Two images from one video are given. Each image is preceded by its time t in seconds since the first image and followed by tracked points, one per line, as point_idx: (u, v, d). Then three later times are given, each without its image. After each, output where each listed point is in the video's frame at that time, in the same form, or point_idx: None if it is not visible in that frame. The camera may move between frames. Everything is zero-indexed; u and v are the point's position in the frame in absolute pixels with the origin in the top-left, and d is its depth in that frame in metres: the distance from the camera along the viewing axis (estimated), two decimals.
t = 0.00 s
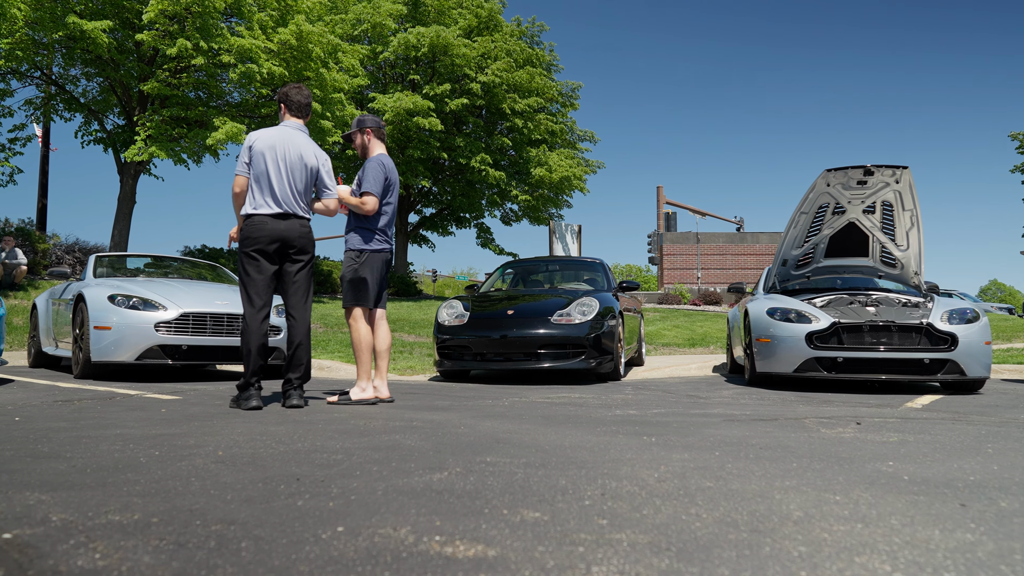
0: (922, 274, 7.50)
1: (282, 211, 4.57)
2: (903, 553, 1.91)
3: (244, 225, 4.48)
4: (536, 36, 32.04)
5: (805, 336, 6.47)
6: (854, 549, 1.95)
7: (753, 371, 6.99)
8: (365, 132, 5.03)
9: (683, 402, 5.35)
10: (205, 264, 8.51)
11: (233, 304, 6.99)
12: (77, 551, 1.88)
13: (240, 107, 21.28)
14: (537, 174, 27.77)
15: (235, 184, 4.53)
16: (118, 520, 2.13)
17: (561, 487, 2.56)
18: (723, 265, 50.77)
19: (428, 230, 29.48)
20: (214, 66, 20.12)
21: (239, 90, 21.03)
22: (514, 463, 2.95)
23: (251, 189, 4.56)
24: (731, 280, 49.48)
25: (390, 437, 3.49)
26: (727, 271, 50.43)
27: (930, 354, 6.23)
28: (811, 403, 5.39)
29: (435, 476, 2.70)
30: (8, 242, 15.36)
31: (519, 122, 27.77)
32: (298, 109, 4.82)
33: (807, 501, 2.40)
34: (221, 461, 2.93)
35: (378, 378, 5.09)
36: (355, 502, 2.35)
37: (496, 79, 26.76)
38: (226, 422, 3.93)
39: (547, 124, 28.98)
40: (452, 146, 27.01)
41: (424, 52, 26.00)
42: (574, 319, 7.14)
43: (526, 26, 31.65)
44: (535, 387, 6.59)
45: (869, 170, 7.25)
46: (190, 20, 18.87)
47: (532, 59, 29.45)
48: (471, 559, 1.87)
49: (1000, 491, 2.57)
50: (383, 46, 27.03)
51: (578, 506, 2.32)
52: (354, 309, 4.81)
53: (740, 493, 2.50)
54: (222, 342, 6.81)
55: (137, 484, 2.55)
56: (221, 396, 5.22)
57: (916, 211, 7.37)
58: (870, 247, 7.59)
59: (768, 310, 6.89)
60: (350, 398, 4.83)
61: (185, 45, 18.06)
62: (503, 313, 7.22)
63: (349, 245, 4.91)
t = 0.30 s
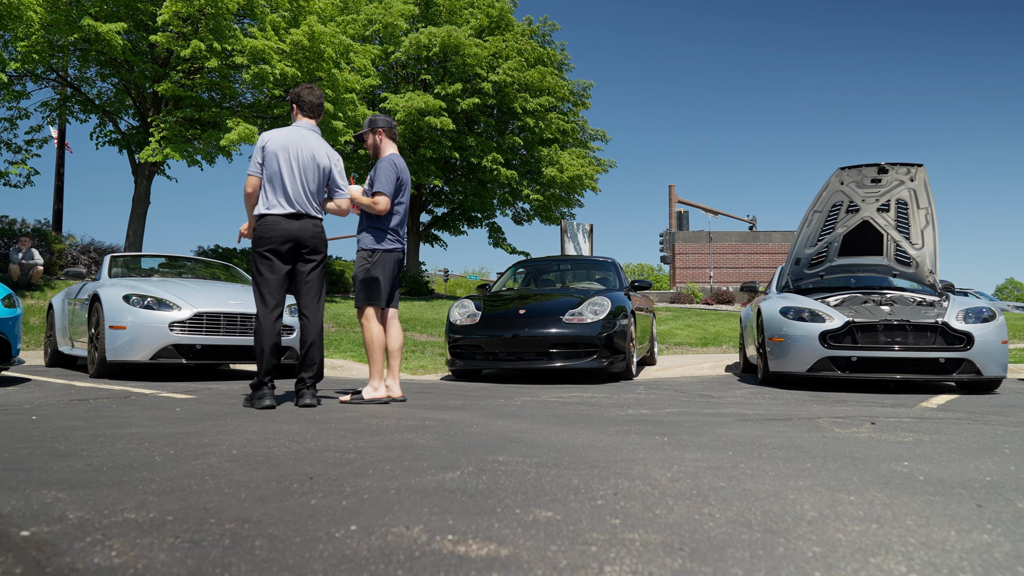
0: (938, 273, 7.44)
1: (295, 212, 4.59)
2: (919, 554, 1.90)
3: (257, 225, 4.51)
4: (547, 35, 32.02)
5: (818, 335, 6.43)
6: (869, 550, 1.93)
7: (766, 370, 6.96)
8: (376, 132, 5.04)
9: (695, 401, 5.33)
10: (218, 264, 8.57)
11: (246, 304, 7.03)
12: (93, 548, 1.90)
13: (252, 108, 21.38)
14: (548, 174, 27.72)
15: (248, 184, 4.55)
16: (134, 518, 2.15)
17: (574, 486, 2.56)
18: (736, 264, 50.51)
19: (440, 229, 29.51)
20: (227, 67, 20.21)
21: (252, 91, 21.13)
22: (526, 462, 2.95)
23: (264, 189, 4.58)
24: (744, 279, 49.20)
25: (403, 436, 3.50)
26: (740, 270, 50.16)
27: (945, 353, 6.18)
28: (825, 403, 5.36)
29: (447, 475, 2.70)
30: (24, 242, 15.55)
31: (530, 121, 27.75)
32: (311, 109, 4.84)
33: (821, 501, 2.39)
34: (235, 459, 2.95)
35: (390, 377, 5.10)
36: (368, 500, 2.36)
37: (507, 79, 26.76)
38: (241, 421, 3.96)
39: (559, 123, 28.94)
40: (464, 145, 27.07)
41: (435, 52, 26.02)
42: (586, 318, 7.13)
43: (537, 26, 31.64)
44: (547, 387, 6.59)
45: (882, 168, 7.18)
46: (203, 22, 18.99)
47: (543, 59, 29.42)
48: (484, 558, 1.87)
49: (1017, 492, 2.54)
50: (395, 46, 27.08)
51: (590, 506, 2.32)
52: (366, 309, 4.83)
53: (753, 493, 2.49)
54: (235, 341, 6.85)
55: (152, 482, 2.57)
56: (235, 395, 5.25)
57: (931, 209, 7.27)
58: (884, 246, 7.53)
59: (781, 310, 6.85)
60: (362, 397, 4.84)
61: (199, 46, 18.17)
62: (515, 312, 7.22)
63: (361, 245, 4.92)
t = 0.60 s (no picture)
0: (954, 272, 7.32)
1: (308, 211, 4.61)
2: (935, 555, 1.88)
3: (271, 225, 4.53)
4: (559, 34, 32.00)
5: (833, 334, 6.38)
6: (885, 550, 1.92)
7: (780, 369, 6.92)
8: (389, 132, 5.06)
9: (709, 401, 5.31)
10: (233, 264, 8.62)
11: (260, 304, 7.08)
12: (110, 546, 1.91)
13: (266, 108, 21.50)
14: (561, 173, 27.69)
15: (262, 184, 4.57)
16: (150, 516, 2.17)
17: (587, 486, 2.56)
18: (749, 263, 50.31)
19: (452, 229, 29.56)
20: (241, 68, 20.31)
21: (266, 92, 21.25)
22: (539, 462, 2.95)
23: (277, 189, 4.61)
24: (758, 278, 48.94)
25: (416, 436, 3.51)
26: (753, 269, 49.91)
27: (962, 352, 6.12)
28: (840, 402, 5.33)
29: (460, 474, 2.71)
30: (41, 243, 15.74)
31: (542, 120, 27.74)
32: (324, 109, 4.86)
33: (836, 501, 2.38)
34: (250, 458, 2.97)
35: (402, 377, 5.11)
36: (382, 499, 2.37)
37: (519, 78, 26.78)
38: (254, 420, 3.98)
39: (571, 122, 28.92)
40: (476, 144, 27.10)
41: (447, 52, 26.06)
42: (598, 318, 7.12)
43: (549, 25, 31.62)
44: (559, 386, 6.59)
45: (898, 166, 7.20)
46: (217, 23, 19.12)
47: (555, 57, 29.41)
48: (497, 557, 1.88)
49: None
50: (407, 46, 27.15)
51: (604, 505, 2.32)
52: (379, 308, 4.84)
53: (767, 493, 2.48)
54: (249, 340, 6.89)
55: (168, 480, 2.59)
56: (249, 395, 5.29)
57: (947, 208, 7.26)
58: (899, 245, 7.45)
59: (795, 309, 6.80)
60: (375, 397, 4.86)
61: (213, 48, 18.30)
62: (527, 312, 7.22)
63: (373, 245, 4.94)
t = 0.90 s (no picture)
0: (974, 271, 7.26)
1: (323, 211, 4.64)
2: (955, 556, 1.86)
3: (287, 225, 4.56)
4: (573, 33, 31.94)
5: (850, 333, 6.33)
6: (904, 551, 1.90)
7: (797, 369, 6.87)
8: (403, 131, 5.08)
9: (724, 400, 5.29)
10: (249, 264, 8.68)
11: (275, 303, 7.12)
12: (129, 543, 1.94)
13: (281, 109, 21.61)
14: (574, 172, 27.65)
15: (277, 185, 4.60)
16: (169, 514, 2.19)
17: (602, 485, 2.56)
18: (764, 262, 49.98)
19: (466, 228, 29.61)
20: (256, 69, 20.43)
21: (280, 93, 21.36)
22: (554, 461, 2.95)
23: (293, 189, 4.63)
24: (774, 277, 48.62)
25: (431, 434, 3.52)
26: (769, 268, 49.60)
27: (981, 351, 6.05)
28: (857, 402, 5.29)
29: (475, 473, 2.72)
30: (60, 244, 15.96)
31: (556, 119, 27.71)
32: (338, 109, 4.88)
33: (853, 501, 2.36)
34: (267, 456, 2.99)
35: (417, 376, 5.12)
36: (397, 498, 2.37)
37: (533, 77, 26.76)
38: (271, 419, 4.01)
39: (585, 121, 28.88)
40: (490, 144, 27.12)
41: (461, 51, 26.08)
42: (612, 317, 7.11)
43: (563, 24, 31.56)
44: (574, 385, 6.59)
45: (916, 163, 7.09)
46: (233, 25, 19.26)
47: (569, 56, 29.39)
48: (512, 556, 1.88)
49: None
50: (421, 46, 27.20)
51: (619, 505, 2.31)
52: (394, 308, 4.87)
53: (784, 493, 2.46)
54: (265, 340, 6.93)
55: (186, 478, 2.61)
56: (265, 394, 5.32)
57: (965, 205, 7.15)
58: (918, 243, 7.40)
59: (812, 308, 6.75)
60: (390, 396, 4.87)
61: (230, 49, 18.44)
62: (542, 311, 7.22)
63: (388, 244, 4.95)
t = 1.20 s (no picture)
0: (994, 268, 7.15)
1: (339, 210, 4.66)
2: (976, 558, 1.84)
3: (303, 224, 4.59)
4: (588, 31, 31.86)
5: (868, 332, 6.28)
6: (924, 553, 1.88)
7: (814, 368, 6.82)
8: (417, 131, 5.09)
9: (741, 399, 5.27)
10: (265, 264, 8.74)
11: (292, 303, 7.17)
12: (149, 540, 1.95)
13: (297, 110, 21.71)
14: (589, 171, 27.59)
15: (293, 185, 4.63)
16: (188, 511, 2.21)
17: (618, 484, 2.55)
18: (781, 260, 49.61)
19: (481, 228, 29.64)
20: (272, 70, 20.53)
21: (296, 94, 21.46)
22: (569, 460, 2.95)
23: (308, 188, 4.66)
24: (791, 275, 48.25)
25: (446, 433, 3.52)
26: (785, 267, 49.24)
27: (1002, 350, 5.98)
28: (875, 401, 5.23)
29: (491, 472, 2.72)
30: (80, 244, 16.16)
31: (571, 118, 27.65)
32: (354, 109, 4.90)
33: (872, 501, 2.34)
34: (284, 455, 3.02)
35: (432, 375, 5.13)
36: (413, 497, 2.38)
37: (548, 76, 26.72)
38: (287, 418, 4.03)
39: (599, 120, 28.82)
40: (505, 143, 27.11)
41: (476, 51, 26.09)
42: (628, 316, 7.09)
43: (578, 22, 31.49)
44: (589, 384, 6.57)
45: (935, 161, 7.06)
46: (249, 26, 19.38)
47: (583, 55, 29.34)
48: (528, 555, 1.88)
49: None
50: (436, 46, 27.22)
51: (635, 504, 2.30)
52: (410, 307, 4.88)
53: (802, 493, 2.44)
54: (281, 339, 6.98)
55: (205, 476, 2.64)
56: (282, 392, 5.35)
57: (986, 202, 7.11)
58: (937, 240, 7.33)
59: (829, 307, 6.70)
60: (406, 395, 4.88)
61: (247, 50, 18.55)
62: (557, 310, 7.22)
63: (405, 243, 4.96)
